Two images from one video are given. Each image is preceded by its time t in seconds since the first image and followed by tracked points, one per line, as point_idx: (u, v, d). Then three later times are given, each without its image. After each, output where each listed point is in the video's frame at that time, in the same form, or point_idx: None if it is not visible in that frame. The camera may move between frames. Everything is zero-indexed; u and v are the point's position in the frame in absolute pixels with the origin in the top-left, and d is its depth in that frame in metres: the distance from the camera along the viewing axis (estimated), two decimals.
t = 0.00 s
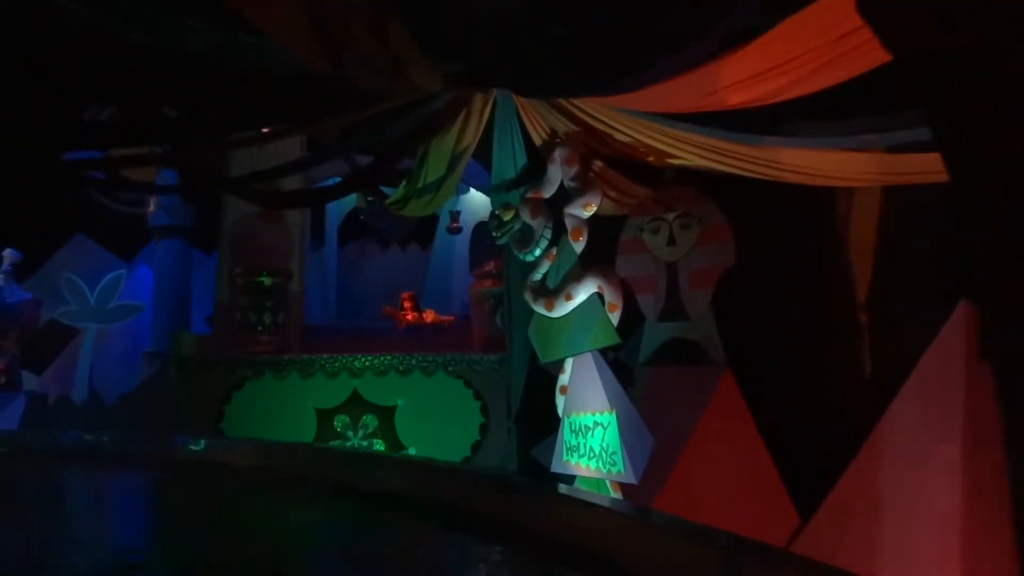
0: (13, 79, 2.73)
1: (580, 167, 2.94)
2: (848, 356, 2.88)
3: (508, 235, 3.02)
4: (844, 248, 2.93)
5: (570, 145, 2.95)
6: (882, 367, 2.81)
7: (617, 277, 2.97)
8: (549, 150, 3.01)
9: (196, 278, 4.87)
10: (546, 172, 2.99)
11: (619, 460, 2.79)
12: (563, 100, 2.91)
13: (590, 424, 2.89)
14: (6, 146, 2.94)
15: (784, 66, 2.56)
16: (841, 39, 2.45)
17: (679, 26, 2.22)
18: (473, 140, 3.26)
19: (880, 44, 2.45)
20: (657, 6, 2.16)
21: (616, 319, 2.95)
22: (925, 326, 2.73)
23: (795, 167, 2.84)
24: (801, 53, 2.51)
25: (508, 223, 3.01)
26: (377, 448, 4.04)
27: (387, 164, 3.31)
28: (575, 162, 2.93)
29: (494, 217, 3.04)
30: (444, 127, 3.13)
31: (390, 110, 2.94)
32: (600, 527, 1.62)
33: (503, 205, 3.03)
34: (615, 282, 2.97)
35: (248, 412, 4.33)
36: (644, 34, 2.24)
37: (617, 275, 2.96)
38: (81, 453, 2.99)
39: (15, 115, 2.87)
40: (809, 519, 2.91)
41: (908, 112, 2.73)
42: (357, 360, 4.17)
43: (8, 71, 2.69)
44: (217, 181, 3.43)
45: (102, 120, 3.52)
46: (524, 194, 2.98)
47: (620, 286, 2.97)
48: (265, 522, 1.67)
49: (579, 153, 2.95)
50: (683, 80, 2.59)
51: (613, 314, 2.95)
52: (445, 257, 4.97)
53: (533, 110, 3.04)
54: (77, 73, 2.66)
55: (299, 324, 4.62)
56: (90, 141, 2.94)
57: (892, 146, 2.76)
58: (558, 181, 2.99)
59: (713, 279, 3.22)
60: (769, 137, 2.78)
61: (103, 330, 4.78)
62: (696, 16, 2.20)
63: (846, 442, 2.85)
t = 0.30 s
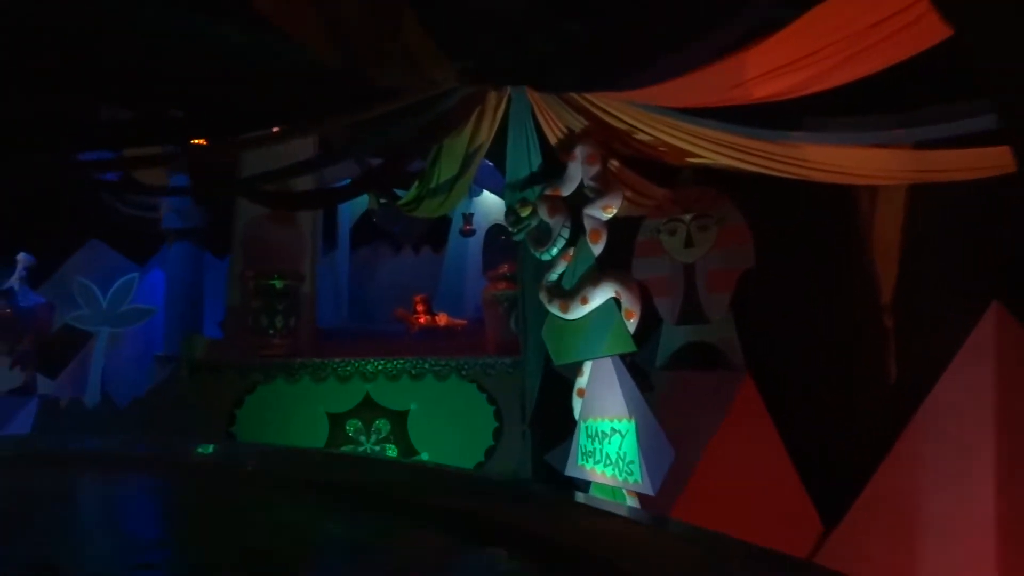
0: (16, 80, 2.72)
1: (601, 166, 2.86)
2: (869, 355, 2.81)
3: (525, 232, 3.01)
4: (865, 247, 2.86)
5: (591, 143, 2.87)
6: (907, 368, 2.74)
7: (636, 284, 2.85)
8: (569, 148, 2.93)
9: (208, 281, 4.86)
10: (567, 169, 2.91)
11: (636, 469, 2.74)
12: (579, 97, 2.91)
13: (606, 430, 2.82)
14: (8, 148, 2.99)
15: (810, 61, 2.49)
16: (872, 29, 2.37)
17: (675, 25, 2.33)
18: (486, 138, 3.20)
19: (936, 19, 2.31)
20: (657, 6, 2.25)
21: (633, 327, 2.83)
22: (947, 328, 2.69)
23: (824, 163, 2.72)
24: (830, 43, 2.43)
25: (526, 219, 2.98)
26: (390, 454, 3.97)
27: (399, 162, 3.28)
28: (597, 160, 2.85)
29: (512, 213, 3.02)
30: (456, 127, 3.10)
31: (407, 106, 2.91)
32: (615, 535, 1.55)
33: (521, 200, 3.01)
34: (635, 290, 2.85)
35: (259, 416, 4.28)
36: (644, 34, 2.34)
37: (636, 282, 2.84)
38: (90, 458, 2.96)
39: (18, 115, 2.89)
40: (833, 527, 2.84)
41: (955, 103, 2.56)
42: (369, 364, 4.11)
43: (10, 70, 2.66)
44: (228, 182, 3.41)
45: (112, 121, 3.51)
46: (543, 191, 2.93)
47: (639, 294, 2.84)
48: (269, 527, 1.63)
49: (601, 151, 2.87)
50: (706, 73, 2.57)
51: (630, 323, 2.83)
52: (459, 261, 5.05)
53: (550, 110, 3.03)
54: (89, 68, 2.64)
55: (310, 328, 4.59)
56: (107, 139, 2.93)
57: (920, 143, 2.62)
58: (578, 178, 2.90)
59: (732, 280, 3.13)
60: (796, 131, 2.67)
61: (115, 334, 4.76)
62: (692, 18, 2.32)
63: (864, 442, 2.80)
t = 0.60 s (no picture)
0: (17, 81, 2.84)
1: (628, 163, 2.78)
2: (895, 348, 2.74)
3: (547, 224, 2.89)
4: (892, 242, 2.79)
5: (617, 137, 2.77)
6: (938, 364, 2.65)
7: (660, 285, 2.74)
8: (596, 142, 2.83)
9: (225, 282, 4.88)
10: (592, 163, 2.80)
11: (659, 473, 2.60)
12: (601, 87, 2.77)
13: (630, 432, 2.72)
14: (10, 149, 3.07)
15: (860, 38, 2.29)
16: (925, 3, 2.19)
17: (674, 26, 2.32)
18: (505, 132, 3.13)
19: None
20: (657, 8, 2.26)
21: (656, 330, 2.72)
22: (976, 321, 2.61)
23: (848, 154, 2.62)
24: (880, 19, 2.24)
25: (548, 211, 2.88)
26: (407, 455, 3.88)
27: (412, 157, 3.25)
28: (623, 156, 2.77)
29: (534, 203, 2.93)
30: (474, 120, 3.04)
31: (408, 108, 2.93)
32: (633, 539, 1.49)
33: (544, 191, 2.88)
34: (658, 290, 2.73)
35: (276, 418, 4.22)
36: (645, 34, 2.37)
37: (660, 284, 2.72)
38: (106, 460, 2.95)
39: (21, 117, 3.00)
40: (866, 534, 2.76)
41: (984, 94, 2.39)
42: (386, 364, 4.06)
43: (12, 70, 2.78)
44: (244, 181, 3.39)
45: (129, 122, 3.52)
46: (567, 183, 2.81)
47: (663, 295, 2.72)
48: (271, 532, 1.58)
49: (627, 145, 2.78)
50: (738, 55, 2.39)
51: (653, 326, 2.71)
52: (477, 262, 5.14)
53: (570, 103, 2.90)
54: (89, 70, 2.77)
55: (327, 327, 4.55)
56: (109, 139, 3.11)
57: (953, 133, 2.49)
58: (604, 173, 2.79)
59: (755, 279, 3.05)
60: (827, 122, 2.52)
61: (133, 334, 4.78)
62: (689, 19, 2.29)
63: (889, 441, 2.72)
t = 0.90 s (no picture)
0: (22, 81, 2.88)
1: (651, 156, 2.67)
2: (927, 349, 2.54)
3: (565, 218, 2.90)
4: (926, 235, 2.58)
5: (639, 130, 2.69)
6: (965, 363, 2.46)
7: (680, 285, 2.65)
8: (615, 136, 2.77)
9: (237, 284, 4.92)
10: (613, 157, 2.75)
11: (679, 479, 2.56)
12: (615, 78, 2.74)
13: (649, 434, 2.66)
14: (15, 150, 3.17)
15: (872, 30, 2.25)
16: None
17: (674, 26, 2.38)
18: (520, 127, 3.08)
19: None
20: None
21: (674, 332, 2.65)
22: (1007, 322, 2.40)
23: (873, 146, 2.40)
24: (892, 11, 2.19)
25: (566, 205, 2.87)
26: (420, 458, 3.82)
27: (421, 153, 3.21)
28: (646, 150, 2.67)
29: (553, 195, 2.92)
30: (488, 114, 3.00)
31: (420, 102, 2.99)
32: (643, 549, 1.42)
33: (563, 184, 2.89)
34: (678, 290, 2.65)
35: (288, 420, 4.16)
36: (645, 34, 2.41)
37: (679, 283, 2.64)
38: (113, 462, 2.96)
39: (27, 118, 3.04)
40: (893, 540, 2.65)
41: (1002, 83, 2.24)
42: (400, 365, 4.01)
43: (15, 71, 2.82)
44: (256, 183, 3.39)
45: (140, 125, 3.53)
46: (587, 177, 2.80)
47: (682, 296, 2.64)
48: (286, 540, 1.57)
49: (651, 139, 2.68)
50: (752, 48, 2.38)
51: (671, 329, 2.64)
52: (490, 262, 5.18)
53: (586, 95, 2.88)
54: (91, 69, 3.01)
55: (339, 329, 4.50)
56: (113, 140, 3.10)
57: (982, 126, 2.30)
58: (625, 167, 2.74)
59: (776, 278, 2.98)
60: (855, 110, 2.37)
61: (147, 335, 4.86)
62: (688, 19, 2.33)
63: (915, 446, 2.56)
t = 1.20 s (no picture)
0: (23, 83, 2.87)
1: (670, 153, 2.64)
2: (948, 343, 2.52)
3: (581, 214, 2.78)
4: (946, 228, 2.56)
5: (657, 126, 2.64)
6: (992, 362, 2.42)
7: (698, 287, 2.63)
8: (634, 131, 2.68)
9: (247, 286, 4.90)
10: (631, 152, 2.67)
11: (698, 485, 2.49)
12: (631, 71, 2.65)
13: (667, 438, 2.58)
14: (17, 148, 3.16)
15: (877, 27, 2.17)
16: None
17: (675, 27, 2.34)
18: (532, 123, 3.00)
19: None
20: None
21: (692, 335, 2.64)
22: None
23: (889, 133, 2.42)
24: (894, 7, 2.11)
25: (582, 200, 2.77)
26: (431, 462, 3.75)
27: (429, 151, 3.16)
28: (665, 146, 2.63)
29: (567, 191, 2.79)
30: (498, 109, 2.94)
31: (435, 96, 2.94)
32: (661, 561, 1.36)
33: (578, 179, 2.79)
34: (695, 292, 2.64)
35: (298, 422, 4.11)
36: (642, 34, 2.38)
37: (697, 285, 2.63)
38: (119, 466, 2.94)
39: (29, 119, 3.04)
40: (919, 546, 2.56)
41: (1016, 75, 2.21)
42: (411, 367, 3.94)
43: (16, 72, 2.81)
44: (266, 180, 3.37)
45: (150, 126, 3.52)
46: (603, 172, 2.70)
47: (700, 299, 2.64)
48: (292, 551, 1.53)
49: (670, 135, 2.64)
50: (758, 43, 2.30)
51: (689, 331, 2.66)
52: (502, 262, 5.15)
53: (601, 90, 2.77)
54: (90, 69, 2.96)
55: (349, 330, 4.46)
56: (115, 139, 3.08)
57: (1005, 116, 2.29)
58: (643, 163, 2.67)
59: (794, 277, 2.92)
60: (881, 100, 2.30)
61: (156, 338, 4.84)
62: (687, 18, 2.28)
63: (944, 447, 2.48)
